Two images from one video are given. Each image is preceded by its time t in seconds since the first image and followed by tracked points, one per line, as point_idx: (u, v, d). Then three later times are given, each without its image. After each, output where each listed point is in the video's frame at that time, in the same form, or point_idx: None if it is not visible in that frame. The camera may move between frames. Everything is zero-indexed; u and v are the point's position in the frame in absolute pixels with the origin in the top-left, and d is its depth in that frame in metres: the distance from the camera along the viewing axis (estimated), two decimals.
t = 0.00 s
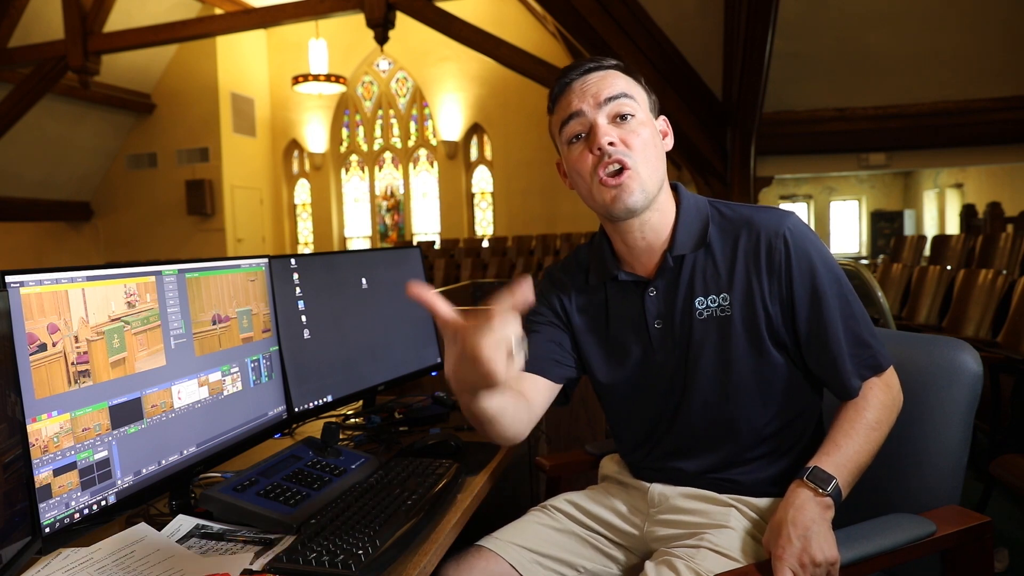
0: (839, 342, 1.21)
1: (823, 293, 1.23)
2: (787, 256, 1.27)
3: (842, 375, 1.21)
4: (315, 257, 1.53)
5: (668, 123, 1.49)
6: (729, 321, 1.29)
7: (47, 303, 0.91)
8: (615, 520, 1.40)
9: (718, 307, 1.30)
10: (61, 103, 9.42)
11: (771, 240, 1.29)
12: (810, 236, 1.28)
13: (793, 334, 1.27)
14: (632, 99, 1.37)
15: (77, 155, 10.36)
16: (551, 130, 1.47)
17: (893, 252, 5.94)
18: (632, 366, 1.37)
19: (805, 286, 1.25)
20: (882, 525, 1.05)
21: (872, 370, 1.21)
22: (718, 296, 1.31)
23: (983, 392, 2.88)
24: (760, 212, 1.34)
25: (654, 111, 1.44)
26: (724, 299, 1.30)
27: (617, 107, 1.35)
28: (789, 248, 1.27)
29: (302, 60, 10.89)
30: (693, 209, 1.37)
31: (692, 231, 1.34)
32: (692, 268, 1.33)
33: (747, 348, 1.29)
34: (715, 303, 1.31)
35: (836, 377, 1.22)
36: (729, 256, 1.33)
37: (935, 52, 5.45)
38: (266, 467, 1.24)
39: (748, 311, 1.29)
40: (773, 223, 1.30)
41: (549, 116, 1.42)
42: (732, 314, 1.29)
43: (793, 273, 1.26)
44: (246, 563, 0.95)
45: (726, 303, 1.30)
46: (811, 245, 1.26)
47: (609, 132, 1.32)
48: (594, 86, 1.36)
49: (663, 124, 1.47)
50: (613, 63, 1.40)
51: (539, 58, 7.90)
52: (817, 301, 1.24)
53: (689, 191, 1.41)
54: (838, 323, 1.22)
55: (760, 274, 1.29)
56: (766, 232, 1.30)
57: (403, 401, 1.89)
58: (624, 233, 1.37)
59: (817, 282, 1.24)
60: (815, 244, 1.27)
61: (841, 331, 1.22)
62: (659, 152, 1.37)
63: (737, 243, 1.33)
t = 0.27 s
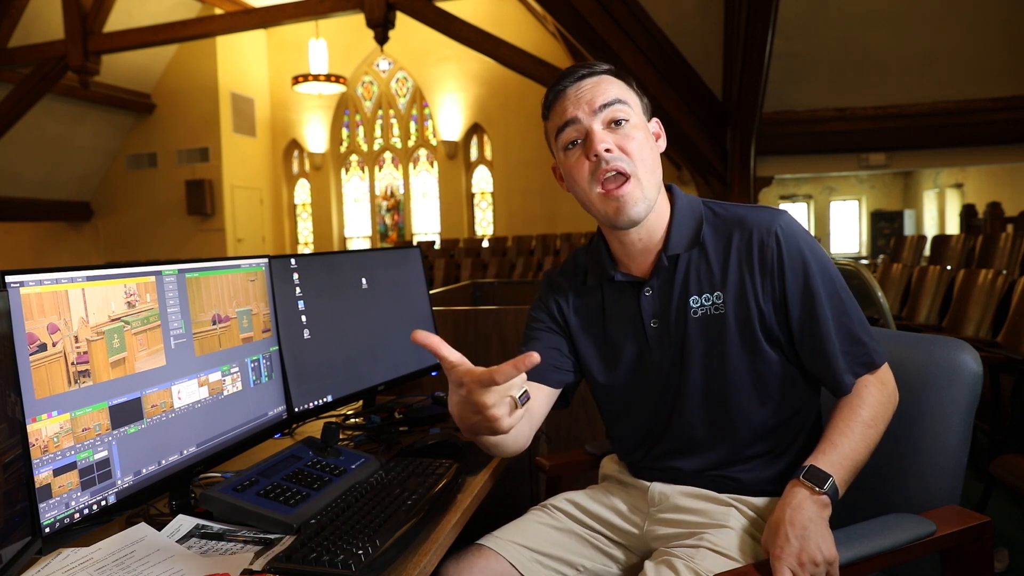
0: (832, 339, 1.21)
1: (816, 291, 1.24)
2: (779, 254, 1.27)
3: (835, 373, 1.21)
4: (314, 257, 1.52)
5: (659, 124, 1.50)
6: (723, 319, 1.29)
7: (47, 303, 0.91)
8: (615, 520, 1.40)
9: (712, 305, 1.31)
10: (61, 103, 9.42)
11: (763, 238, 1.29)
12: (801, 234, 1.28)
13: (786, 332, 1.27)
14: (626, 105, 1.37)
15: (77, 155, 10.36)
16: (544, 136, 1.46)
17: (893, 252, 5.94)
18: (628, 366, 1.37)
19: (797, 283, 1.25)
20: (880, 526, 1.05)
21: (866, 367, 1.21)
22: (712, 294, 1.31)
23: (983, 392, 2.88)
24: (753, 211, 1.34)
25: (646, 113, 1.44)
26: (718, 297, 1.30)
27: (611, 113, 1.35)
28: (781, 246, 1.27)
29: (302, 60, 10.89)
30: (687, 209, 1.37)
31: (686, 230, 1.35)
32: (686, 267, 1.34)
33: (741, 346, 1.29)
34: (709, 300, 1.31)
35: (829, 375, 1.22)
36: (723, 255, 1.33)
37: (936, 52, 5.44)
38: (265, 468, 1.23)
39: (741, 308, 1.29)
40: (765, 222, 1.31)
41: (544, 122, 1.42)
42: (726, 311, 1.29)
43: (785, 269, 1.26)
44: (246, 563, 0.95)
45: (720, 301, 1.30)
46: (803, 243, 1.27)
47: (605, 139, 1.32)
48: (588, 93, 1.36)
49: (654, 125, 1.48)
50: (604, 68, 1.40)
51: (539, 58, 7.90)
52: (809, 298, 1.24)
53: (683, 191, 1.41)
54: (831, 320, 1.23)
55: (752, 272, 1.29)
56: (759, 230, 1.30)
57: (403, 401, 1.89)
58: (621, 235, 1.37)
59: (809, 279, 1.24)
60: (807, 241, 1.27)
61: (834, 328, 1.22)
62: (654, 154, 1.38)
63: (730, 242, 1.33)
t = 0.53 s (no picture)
0: (828, 336, 1.21)
1: (811, 287, 1.24)
2: (775, 251, 1.27)
3: (831, 371, 1.21)
4: (314, 257, 1.52)
5: (658, 127, 1.49)
6: (720, 316, 1.30)
7: (46, 303, 0.91)
8: (616, 519, 1.40)
9: (709, 302, 1.31)
10: (61, 103, 9.41)
11: (759, 235, 1.29)
12: (798, 232, 1.28)
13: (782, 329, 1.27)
14: (623, 106, 1.37)
15: (77, 155, 10.36)
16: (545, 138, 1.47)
17: (893, 252, 5.94)
18: (627, 364, 1.37)
19: (793, 280, 1.25)
20: (878, 526, 1.05)
21: (861, 365, 1.21)
22: (710, 291, 1.31)
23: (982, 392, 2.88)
24: (751, 209, 1.34)
25: (644, 115, 1.44)
26: (715, 295, 1.31)
27: (608, 113, 1.36)
28: (776, 243, 1.27)
29: (302, 60, 10.89)
30: (685, 208, 1.37)
31: (683, 228, 1.35)
32: (684, 265, 1.34)
33: (738, 343, 1.29)
34: (706, 298, 1.31)
35: (825, 372, 1.22)
36: (720, 253, 1.33)
37: (936, 52, 5.44)
38: (265, 468, 1.23)
39: (738, 305, 1.29)
40: (761, 219, 1.31)
41: (543, 124, 1.43)
42: (723, 308, 1.30)
43: (781, 266, 1.26)
44: (246, 563, 0.95)
45: (717, 298, 1.31)
46: (798, 239, 1.27)
47: (600, 137, 1.33)
48: (586, 94, 1.37)
49: (653, 128, 1.47)
50: (603, 71, 1.40)
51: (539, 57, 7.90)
52: (805, 294, 1.24)
53: (681, 191, 1.41)
54: (827, 317, 1.23)
55: (749, 270, 1.29)
56: (755, 228, 1.30)
57: (403, 401, 1.89)
58: (618, 235, 1.37)
59: (805, 276, 1.24)
60: (803, 238, 1.27)
61: (829, 325, 1.22)
62: (651, 154, 1.37)
63: (727, 240, 1.33)
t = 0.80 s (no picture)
0: (827, 336, 1.21)
1: (810, 286, 1.23)
2: (775, 251, 1.27)
3: (830, 371, 1.21)
4: (314, 257, 1.52)
5: (661, 129, 1.49)
6: (719, 315, 1.30)
7: (46, 303, 0.91)
8: (616, 519, 1.40)
9: (709, 301, 1.31)
10: (61, 103, 9.41)
11: (758, 235, 1.29)
12: (798, 232, 1.28)
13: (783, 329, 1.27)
14: (626, 104, 1.37)
15: (77, 155, 10.36)
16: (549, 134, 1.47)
17: (893, 252, 5.94)
18: (628, 363, 1.37)
19: (793, 279, 1.25)
20: (875, 526, 1.05)
21: (860, 365, 1.21)
22: (710, 290, 1.31)
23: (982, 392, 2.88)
24: (751, 209, 1.34)
25: (648, 116, 1.44)
26: (715, 294, 1.31)
27: (610, 110, 1.36)
28: (776, 243, 1.27)
29: (302, 60, 10.89)
30: (686, 208, 1.37)
31: (683, 228, 1.35)
32: (684, 264, 1.34)
33: (737, 342, 1.29)
34: (706, 297, 1.31)
35: (824, 372, 1.22)
36: (720, 252, 1.33)
37: (936, 52, 5.44)
38: (266, 467, 1.24)
39: (737, 304, 1.29)
40: (761, 219, 1.31)
41: (547, 119, 1.43)
42: (723, 307, 1.30)
43: (780, 265, 1.26)
44: (246, 563, 0.95)
45: (717, 297, 1.30)
46: (798, 239, 1.27)
47: (601, 132, 1.33)
48: (589, 90, 1.37)
49: (656, 129, 1.47)
50: (609, 70, 1.41)
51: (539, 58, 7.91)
52: (804, 294, 1.24)
53: (682, 191, 1.41)
54: (826, 317, 1.22)
55: (749, 268, 1.29)
56: (755, 227, 1.30)
57: (403, 401, 1.89)
58: (619, 232, 1.37)
59: (805, 275, 1.24)
60: (802, 238, 1.27)
61: (828, 325, 1.22)
62: (652, 152, 1.37)
63: (727, 239, 1.33)
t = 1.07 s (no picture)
0: (823, 334, 1.21)
1: (806, 284, 1.23)
2: (771, 249, 1.27)
3: (826, 368, 1.21)
4: (314, 257, 1.53)
5: (660, 129, 1.49)
6: (716, 313, 1.30)
7: (47, 303, 0.91)
8: (616, 519, 1.40)
9: (706, 299, 1.31)
10: (61, 103, 9.41)
11: (755, 233, 1.30)
12: (796, 231, 1.28)
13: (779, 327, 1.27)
14: (625, 104, 1.36)
15: (77, 155, 10.35)
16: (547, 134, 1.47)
17: (893, 252, 5.94)
18: (625, 361, 1.38)
19: (789, 277, 1.25)
20: (875, 526, 1.05)
21: (857, 363, 1.21)
22: (706, 288, 1.31)
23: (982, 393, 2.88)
24: (749, 208, 1.34)
25: (647, 116, 1.44)
26: (712, 292, 1.31)
27: (609, 111, 1.35)
28: (773, 241, 1.27)
29: (302, 60, 10.89)
30: (684, 206, 1.37)
31: (680, 226, 1.35)
32: (681, 262, 1.34)
33: (734, 339, 1.29)
34: (703, 295, 1.31)
35: (821, 369, 1.22)
36: (717, 250, 1.33)
37: (936, 53, 5.44)
38: (266, 468, 1.24)
39: (734, 302, 1.29)
40: (759, 217, 1.31)
41: (547, 119, 1.43)
42: (719, 305, 1.30)
43: (776, 262, 1.26)
44: (246, 563, 0.95)
45: (714, 295, 1.31)
46: (795, 237, 1.27)
47: (600, 133, 1.32)
48: (588, 91, 1.37)
49: (655, 129, 1.47)
50: (606, 70, 1.40)
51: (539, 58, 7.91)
52: (800, 291, 1.24)
53: (681, 190, 1.41)
54: (823, 315, 1.22)
55: (745, 266, 1.29)
56: (752, 225, 1.31)
57: (403, 401, 1.89)
58: (618, 231, 1.37)
59: (801, 272, 1.24)
60: (800, 236, 1.27)
61: (824, 322, 1.22)
62: (651, 153, 1.37)
63: (725, 236, 1.33)
